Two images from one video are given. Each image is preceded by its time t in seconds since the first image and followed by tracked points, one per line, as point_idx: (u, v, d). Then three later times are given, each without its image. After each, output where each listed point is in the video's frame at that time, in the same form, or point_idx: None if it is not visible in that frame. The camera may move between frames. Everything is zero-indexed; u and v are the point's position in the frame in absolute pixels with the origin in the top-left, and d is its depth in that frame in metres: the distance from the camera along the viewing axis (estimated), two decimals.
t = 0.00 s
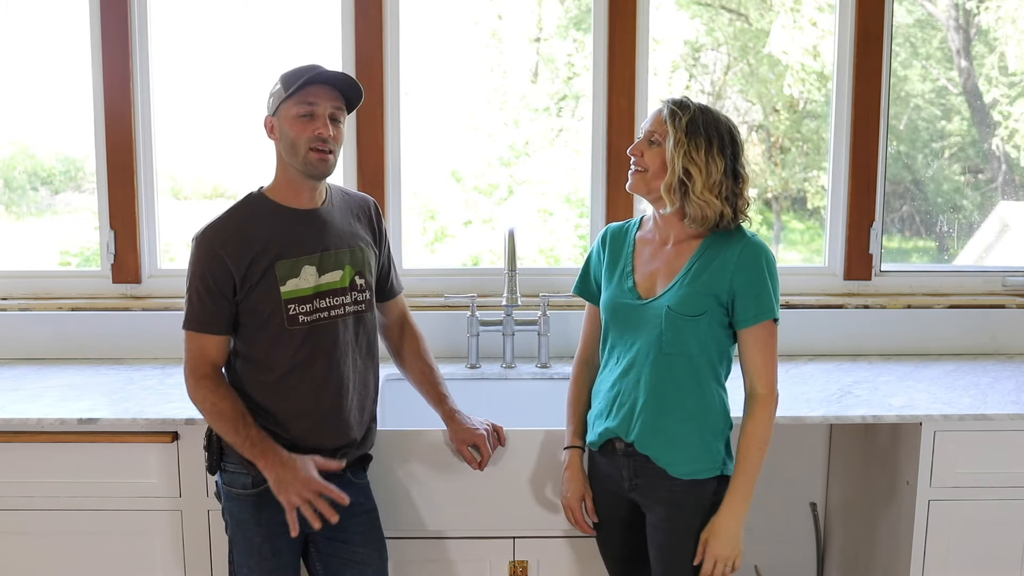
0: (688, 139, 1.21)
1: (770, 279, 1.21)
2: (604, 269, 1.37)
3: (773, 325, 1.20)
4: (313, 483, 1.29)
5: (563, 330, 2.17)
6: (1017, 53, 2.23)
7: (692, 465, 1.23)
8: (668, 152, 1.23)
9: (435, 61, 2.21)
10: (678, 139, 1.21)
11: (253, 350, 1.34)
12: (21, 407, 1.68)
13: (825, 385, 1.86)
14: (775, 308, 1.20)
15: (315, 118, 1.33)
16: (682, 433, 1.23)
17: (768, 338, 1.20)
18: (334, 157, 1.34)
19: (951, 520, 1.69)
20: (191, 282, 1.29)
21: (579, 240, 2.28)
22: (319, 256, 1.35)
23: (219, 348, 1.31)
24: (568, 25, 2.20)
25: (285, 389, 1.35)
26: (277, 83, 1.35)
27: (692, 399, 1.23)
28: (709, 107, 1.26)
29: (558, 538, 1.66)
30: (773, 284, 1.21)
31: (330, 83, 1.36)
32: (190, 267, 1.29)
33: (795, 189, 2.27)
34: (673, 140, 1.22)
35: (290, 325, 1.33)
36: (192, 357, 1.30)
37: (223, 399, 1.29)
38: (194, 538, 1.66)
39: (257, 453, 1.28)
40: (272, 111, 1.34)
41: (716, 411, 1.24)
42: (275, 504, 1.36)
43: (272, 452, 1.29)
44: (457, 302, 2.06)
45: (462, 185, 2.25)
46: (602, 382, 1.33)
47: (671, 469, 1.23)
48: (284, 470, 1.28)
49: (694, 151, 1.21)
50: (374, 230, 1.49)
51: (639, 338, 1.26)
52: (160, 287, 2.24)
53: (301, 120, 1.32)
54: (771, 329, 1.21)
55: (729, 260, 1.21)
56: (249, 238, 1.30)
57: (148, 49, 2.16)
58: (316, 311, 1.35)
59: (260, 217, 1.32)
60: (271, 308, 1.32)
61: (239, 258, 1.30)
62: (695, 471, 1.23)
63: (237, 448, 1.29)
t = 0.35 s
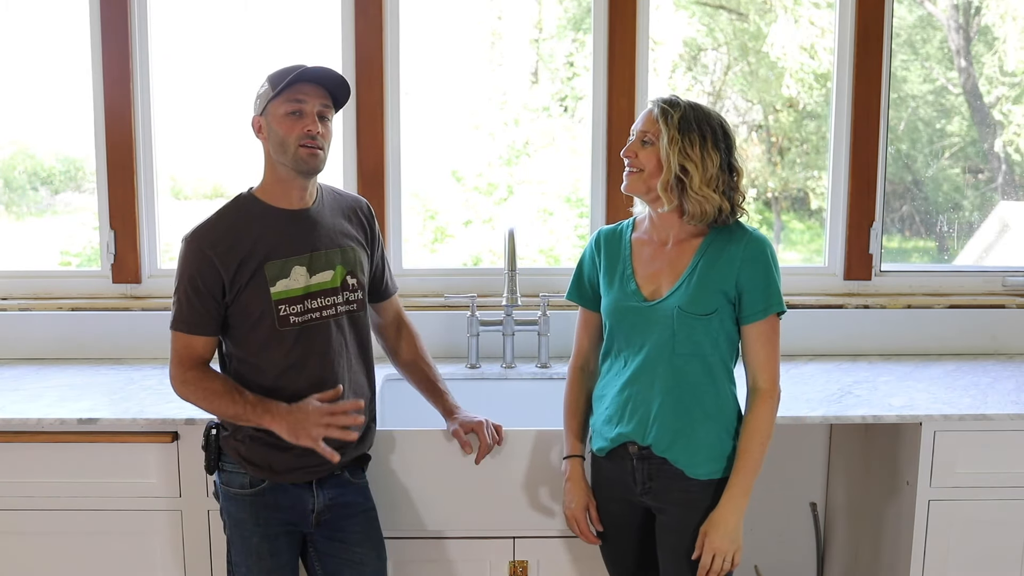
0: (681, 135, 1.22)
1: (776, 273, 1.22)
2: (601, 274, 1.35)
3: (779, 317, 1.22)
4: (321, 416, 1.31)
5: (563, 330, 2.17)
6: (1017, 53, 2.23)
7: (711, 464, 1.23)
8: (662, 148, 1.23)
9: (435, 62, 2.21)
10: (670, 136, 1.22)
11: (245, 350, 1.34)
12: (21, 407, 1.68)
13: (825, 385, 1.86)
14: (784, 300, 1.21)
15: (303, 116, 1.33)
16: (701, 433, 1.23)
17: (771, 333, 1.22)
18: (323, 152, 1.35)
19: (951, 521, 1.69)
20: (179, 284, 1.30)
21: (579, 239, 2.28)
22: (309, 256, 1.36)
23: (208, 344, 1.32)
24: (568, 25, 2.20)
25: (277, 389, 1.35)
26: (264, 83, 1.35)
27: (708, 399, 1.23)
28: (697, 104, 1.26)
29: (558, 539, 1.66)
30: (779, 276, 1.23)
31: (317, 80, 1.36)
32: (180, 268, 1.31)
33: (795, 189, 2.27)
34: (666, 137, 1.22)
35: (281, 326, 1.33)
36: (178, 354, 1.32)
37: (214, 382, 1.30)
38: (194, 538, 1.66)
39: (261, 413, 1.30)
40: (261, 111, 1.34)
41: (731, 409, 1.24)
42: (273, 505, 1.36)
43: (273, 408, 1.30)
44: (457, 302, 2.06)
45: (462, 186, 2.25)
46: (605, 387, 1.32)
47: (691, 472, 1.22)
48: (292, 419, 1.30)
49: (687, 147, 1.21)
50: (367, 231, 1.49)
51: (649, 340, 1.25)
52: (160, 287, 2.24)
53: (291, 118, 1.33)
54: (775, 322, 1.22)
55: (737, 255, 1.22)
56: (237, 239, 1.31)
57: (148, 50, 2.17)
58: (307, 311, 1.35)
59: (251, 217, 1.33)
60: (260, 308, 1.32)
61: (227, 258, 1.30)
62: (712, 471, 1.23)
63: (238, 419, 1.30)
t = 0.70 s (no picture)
0: (674, 133, 1.21)
1: (781, 275, 1.22)
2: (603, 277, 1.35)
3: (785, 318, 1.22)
4: (312, 429, 1.32)
5: (563, 330, 2.17)
6: (1017, 54, 2.23)
7: (716, 470, 1.22)
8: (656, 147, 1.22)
9: (435, 62, 2.21)
10: (664, 133, 1.21)
11: (240, 349, 1.34)
12: (21, 407, 1.68)
13: (825, 385, 1.86)
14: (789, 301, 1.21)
15: (306, 117, 1.33)
16: (704, 438, 1.22)
17: (778, 334, 1.21)
18: (325, 155, 1.35)
19: (951, 521, 1.68)
20: (174, 280, 1.30)
21: (579, 239, 2.28)
22: (303, 255, 1.36)
23: (200, 342, 1.32)
24: (567, 26, 2.20)
25: (271, 389, 1.35)
26: (266, 82, 1.35)
27: (711, 403, 1.22)
28: (693, 101, 1.26)
29: (558, 538, 1.66)
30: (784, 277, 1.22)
31: (318, 82, 1.35)
32: (175, 265, 1.30)
33: (795, 189, 2.27)
34: (659, 135, 1.22)
35: (275, 325, 1.33)
36: (173, 350, 1.31)
37: (207, 376, 1.31)
38: (193, 538, 1.66)
39: (251, 409, 1.30)
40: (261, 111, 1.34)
41: (735, 412, 1.24)
42: (267, 504, 1.36)
43: (264, 404, 1.31)
44: (457, 302, 2.06)
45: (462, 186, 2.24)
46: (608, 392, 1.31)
47: (694, 478, 1.22)
48: (281, 420, 1.31)
49: (681, 143, 1.21)
50: (364, 232, 1.49)
51: (650, 343, 1.25)
52: (160, 287, 2.24)
53: (291, 118, 1.32)
54: (781, 325, 1.22)
55: (739, 257, 1.22)
56: (232, 237, 1.31)
57: (148, 50, 2.17)
58: (301, 311, 1.35)
59: (246, 216, 1.33)
60: (253, 307, 1.32)
61: (221, 256, 1.30)
62: (717, 477, 1.22)
63: (230, 414, 1.31)
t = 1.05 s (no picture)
0: (672, 135, 1.20)
1: (785, 280, 1.20)
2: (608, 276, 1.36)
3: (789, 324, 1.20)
4: (301, 435, 1.31)
5: (563, 330, 2.17)
6: (1017, 54, 2.22)
7: (712, 477, 1.22)
8: (654, 149, 1.22)
9: (434, 62, 2.21)
10: (661, 134, 1.21)
11: (237, 348, 1.35)
12: (21, 407, 1.69)
13: (825, 385, 1.86)
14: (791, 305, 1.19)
15: (308, 120, 1.33)
16: (700, 444, 1.22)
17: (781, 341, 1.20)
18: (327, 159, 1.34)
19: (951, 521, 1.68)
20: (174, 277, 1.31)
21: (579, 240, 2.28)
22: (302, 256, 1.36)
23: (196, 338, 1.33)
24: (568, 26, 2.20)
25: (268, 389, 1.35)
26: (269, 83, 1.35)
27: (708, 408, 1.22)
28: (695, 99, 1.24)
29: (557, 538, 1.66)
30: (789, 282, 1.20)
31: (323, 86, 1.36)
32: (174, 261, 1.31)
33: (795, 189, 2.27)
34: (657, 137, 1.21)
35: (271, 325, 1.33)
36: (168, 345, 1.33)
37: (200, 373, 1.32)
38: (193, 538, 1.66)
39: (241, 409, 1.30)
40: (264, 112, 1.35)
41: (735, 418, 1.24)
42: (263, 504, 1.36)
43: (254, 405, 1.31)
44: (457, 302, 2.06)
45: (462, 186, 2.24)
46: (610, 392, 1.32)
47: (689, 484, 1.22)
48: (270, 422, 1.30)
49: (677, 144, 1.20)
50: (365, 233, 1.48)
51: (648, 345, 1.25)
52: (160, 287, 2.24)
53: (293, 120, 1.32)
54: (784, 333, 1.20)
55: (741, 261, 1.20)
56: (230, 234, 1.32)
57: (148, 51, 2.17)
58: (297, 311, 1.35)
59: (245, 215, 1.33)
60: (250, 306, 1.33)
61: (220, 254, 1.31)
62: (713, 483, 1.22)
63: (219, 414, 1.31)
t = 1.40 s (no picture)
0: (674, 136, 1.19)
1: (785, 288, 1.18)
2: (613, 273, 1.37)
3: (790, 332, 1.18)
4: (310, 433, 1.31)
5: (563, 330, 2.17)
6: (1017, 54, 2.22)
7: (703, 480, 1.22)
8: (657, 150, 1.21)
9: (435, 62, 2.21)
10: (663, 135, 1.20)
11: (241, 349, 1.35)
12: (21, 407, 1.68)
13: (825, 385, 1.86)
14: (790, 314, 1.17)
15: (309, 120, 1.33)
16: (692, 447, 1.22)
17: (783, 348, 1.18)
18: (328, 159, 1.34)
19: (951, 521, 1.68)
20: (176, 278, 1.31)
21: (579, 240, 2.28)
22: (305, 256, 1.36)
23: (200, 338, 1.33)
24: (568, 26, 2.20)
25: (271, 389, 1.35)
26: (269, 84, 1.35)
27: (701, 412, 1.21)
28: (701, 99, 1.22)
29: (558, 538, 1.66)
30: (791, 290, 1.18)
31: (324, 86, 1.36)
32: (177, 263, 1.31)
33: (795, 189, 2.27)
34: (659, 138, 1.21)
35: (274, 326, 1.33)
36: (172, 346, 1.32)
37: (206, 374, 1.32)
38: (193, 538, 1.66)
39: (249, 409, 1.30)
40: (265, 113, 1.35)
41: (729, 422, 1.23)
42: (266, 504, 1.36)
43: (263, 405, 1.31)
44: (457, 302, 2.06)
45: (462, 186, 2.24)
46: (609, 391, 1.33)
47: (679, 486, 1.22)
48: (279, 421, 1.30)
49: (680, 146, 1.19)
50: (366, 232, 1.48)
51: (647, 346, 1.25)
52: (160, 287, 2.24)
53: (293, 121, 1.32)
54: (786, 341, 1.17)
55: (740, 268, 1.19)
56: (232, 235, 1.32)
57: (148, 50, 2.17)
58: (300, 312, 1.35)
59: (249, 216, 1.33)
60: (253, 308, 1.33)
61: (222, 255, 1.31)
62: (706, 486, 1.22)
63: (227, 414, 1.30)
